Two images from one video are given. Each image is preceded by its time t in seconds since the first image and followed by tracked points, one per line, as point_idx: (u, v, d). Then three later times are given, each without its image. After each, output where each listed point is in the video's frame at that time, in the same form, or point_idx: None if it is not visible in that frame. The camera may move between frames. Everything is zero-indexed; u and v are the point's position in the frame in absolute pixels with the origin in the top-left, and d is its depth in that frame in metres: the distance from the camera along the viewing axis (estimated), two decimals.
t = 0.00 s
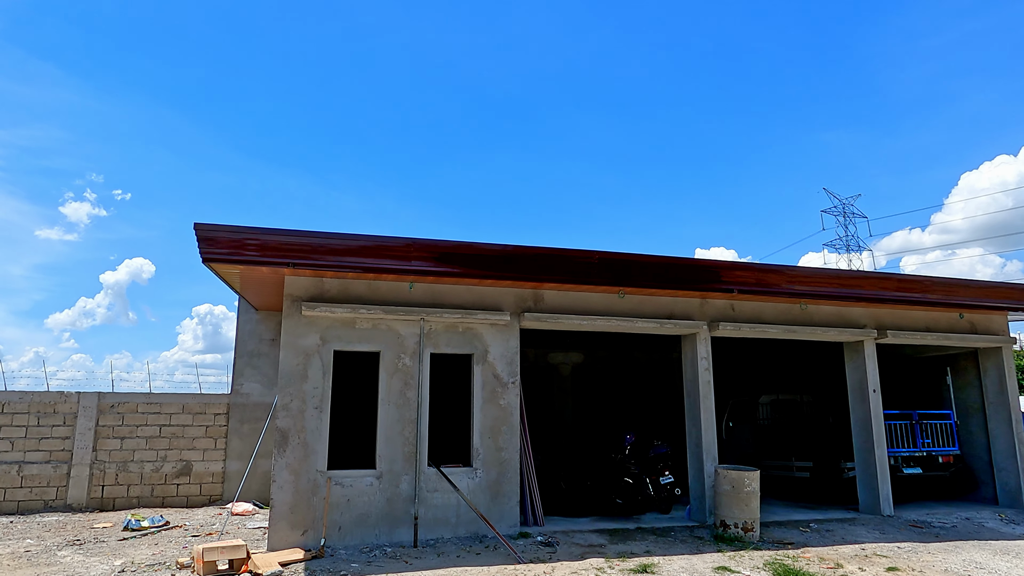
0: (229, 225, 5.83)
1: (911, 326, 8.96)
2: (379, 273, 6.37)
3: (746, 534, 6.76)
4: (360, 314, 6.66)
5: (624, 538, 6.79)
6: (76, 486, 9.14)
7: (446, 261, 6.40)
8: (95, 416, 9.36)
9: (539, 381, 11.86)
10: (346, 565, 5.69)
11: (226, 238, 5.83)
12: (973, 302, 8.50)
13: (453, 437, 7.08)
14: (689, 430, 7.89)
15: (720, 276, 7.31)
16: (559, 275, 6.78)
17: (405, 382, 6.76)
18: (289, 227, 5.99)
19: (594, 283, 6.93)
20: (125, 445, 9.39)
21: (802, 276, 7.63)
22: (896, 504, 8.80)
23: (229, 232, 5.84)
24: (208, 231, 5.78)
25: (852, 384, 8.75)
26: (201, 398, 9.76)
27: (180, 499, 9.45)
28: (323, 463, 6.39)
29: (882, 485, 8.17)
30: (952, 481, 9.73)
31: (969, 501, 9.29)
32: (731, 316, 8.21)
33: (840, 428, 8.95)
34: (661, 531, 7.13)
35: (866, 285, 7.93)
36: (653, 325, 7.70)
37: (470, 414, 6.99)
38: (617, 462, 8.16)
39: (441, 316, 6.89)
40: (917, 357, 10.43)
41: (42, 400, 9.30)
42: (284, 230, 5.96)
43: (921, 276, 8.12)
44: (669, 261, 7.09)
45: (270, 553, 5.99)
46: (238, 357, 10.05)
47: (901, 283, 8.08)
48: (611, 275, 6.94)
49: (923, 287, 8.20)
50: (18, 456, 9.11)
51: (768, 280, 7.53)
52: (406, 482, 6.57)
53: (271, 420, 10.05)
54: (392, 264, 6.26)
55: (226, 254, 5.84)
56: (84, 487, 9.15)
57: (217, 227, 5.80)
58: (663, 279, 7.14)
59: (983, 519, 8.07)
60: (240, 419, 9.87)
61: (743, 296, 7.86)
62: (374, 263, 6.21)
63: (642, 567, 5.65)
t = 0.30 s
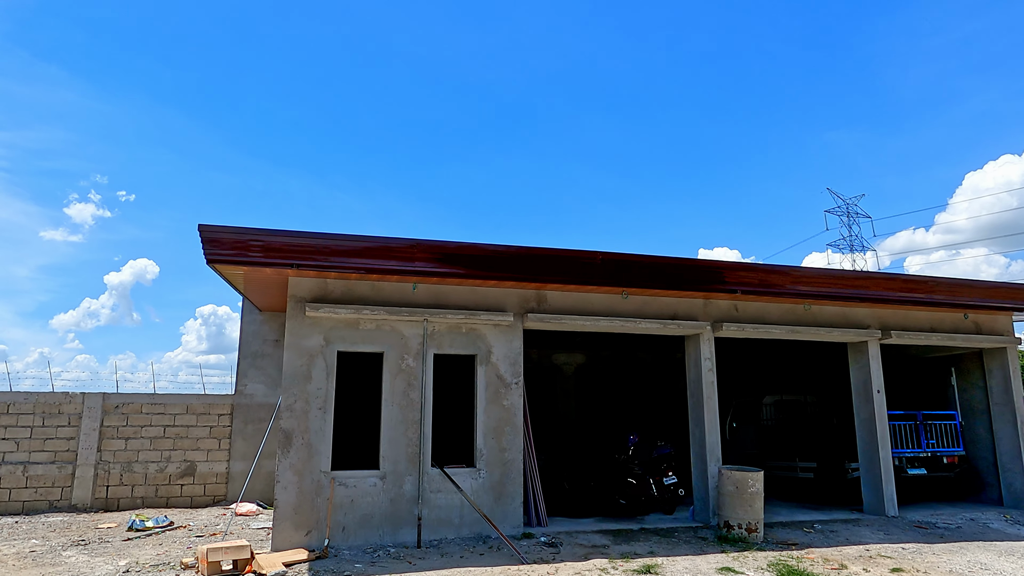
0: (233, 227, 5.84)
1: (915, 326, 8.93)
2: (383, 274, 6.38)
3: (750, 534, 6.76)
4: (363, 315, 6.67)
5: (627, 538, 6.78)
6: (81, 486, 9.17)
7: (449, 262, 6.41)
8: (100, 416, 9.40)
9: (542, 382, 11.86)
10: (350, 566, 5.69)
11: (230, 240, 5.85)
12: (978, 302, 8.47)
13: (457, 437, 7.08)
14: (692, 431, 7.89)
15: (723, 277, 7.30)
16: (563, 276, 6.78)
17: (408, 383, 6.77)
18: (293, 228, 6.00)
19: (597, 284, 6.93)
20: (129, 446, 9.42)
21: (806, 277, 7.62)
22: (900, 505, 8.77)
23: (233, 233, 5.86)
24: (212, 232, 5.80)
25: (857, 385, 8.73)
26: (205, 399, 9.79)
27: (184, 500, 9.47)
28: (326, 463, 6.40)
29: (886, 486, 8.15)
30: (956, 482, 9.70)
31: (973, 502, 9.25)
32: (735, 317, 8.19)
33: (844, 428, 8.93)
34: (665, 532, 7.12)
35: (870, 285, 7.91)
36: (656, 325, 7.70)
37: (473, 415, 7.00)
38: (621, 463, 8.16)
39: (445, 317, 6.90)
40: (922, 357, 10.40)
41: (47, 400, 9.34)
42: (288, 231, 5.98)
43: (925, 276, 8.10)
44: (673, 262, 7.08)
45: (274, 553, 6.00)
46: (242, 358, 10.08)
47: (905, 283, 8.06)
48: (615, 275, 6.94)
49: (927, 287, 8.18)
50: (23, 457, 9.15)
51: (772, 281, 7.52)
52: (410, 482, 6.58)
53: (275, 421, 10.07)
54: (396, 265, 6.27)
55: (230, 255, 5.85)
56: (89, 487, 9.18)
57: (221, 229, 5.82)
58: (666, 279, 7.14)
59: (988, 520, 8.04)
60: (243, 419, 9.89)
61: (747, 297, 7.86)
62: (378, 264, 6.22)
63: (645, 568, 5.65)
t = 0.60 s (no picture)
0: (234, 224, 5.84)
1: (917, 324, 8.92)
2: (383, 271, 6.38)
3: (750, 532, 6.76)
4: (364, 313, 6.67)
5: (628, 536, 6.79)
6: (82, 483, 9.18)
7: (450, 260, 6.41)
8: (101, 414, 9.41)
9: (543, 379, 11.86)
10: (350, 563, 5.70)
11: (231, 237, 5.85)
12: (979, 300, 8.46)
13: (458, 435, 7.08)
14: (693, 428, 7.89)
15: (724, 275, 7.29)
16: (563, 274, 6.78)
17: (409, 380, 6.77)
18: (294, 226, 6.00)
19: (598, 282, 6.93)
20: (130, 443, 9.43)
21: (807, 274, 7.61)
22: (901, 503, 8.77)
23: (234, 230, 5.85)
24: (213, 230, 5.79)
25: (858, 383, 8.72)
26: (206, 396, 9.80)
27: (185, 497, 9.49)
28: (327, 461, 6.40)
29: (886, 483, 8.15)
30: (958, 479, 9.69)
31: (974, 500, 9.25)
32: (736, 314, 8.19)
33: (845, 426, 8.93)
34: (665, 530, 7.13)
35: (872, 283, 7.90)
36: (657, 323, 7.70)
37: (474, 413, 7.00)
38: (621, 460, 8.17)
39: (446, 314, 6.90)
40: (923, 355, 10.39)
41: (48, 398, 9.35)
42: (289, 229, 5.97)
43: (927, 274, 8.09)
44: (674, 259, 7.07)
45: (275, 550, 6.01)
46: (243, 356, 10.09)
47: (906, 281, 8.04)
48: (616, 273, 6.94)
49: (929, 285, 8.17)
50: (24, 454, 9.16)
51: (773, 278, 7.51)
52: (410, 480, 6.58)
53: (276, 418, 10.08)
54: (397, 262, 6.26)
55: (231, 253, 5.85)
56: (90, 485, 9.20)
57: (222, 226, 5.82)
58: (667, 277, 7.14)
59: (988, 517, 8.04)
60: (244, 417, 9.90)
61: (748, 295, 7.85)
62: (379, 262, 6.22)
63: (646, 565, 5.65)
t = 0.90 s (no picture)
0: (231, 220, 5.82)
1: (914, 320, 8.94)
2: (381, 267, 6.36)
3: (748, 527, 6.78)
4: (362, 308, 6.66)
5: (626, 531, 6.80)
6: (80, 479, 9.18)
7: (448, 255, 6.40)
8: (99, 410, 9.40)
9: (541, 375, 11.87)
10: (349, 558, 5.71)
11: (228, 233, 5.83)
12: (977, 296, 8.47)
13: (456, 431, 7.09)
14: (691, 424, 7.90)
15: (722, 271, 7.29)
16: (562, 270, 6.77)
17: (407, 376, 6.77)
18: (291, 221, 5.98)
19: (596, 277, 6.93)
20: (128, 439, 9.43)
21: (805, 270, 7.62)
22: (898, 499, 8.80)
23: (231, 226, 5.84)
24: (210, 225, 5.77)
25: (855, 379, 8.74)
26: (204, 392, 9.79)
27: (184, 493, 9.49)
28: (325, 457, 6.41)
29: (883, 479, 8.18)
30: (954, 475, 9.72)
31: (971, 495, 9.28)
32: (734, 311, 8.19)
33: (842, 422, 8.96)
34: (663, 525, 7.14)
35: (869, 279, 7.91)
36: (655, 319, 7.70)
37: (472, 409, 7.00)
38: (619, 456, 8.18)
39: (444, 310, 6.89)
40: (920, 351, 10.41)
41: (46, 394, 9.33)
42: (286, 224, 5.96)
43: (924, 270, 8.09)
44: (672, 255, 7.07)
45: (273, 546, 6.01)
46: (240, 352, 10.07)
47: (904, 277, 8.05)
48: (614, 269, 6.93)
49: (926, 281, 8.18)
50: (22, 450, 9.14)
51: (771, 274, 7.51)
52: (409, 475, 6.59)
53: (274, 414, 10.08)
54: (394, 258, 6.25)
55: (228, 248, 5.83)
56: (88, 480, 9.19)
57: (219, 222, 5.80)
58: (665, 273, 7.13)
59: (985, 513, 8.08)
60: (242, 413, 9.90)
61: (746, 291, 7.85)
62: (376, 257, 6.21)
63: (643, 560, 5.66)
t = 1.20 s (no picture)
0: (229, 213, 5.80)
1: (912, 314, 8.95)
2: (379, 261, 6.35)
3: (745, 520, 6.80)
4: (360, 302, 6.65)
5: (624, 524, 6.82)
6: (79, 473, 9.18)
7: (446, 249, 6.38)
8: (97, 403, 9.40)
9: (539, 369, 11.88)
10: (348, 551, 5.72)
11: (226, 226, 5.81)
12: (974, 290, 8.48)
13: (454, 424, 7.09)
14: (690, 418, 7.92)
15: (721, 264, 7.29)
16: (560, 263, 6.76)
17: (405, 370, 6.77)
18: (288, 215, 5.96)
19: (594, 271, 6.92)
20: (127, 432, 9.43)
21: (803, 264, 7.61)
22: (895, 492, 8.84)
23: (228, 219, 5.81)
24: (207, 218, 5.75)
25: (853, 373, 8.75)
26: (202, 386, 9.79)
27: (183, 486, 9.50)
28: (324, 450, 6.41)
29: (880, 473, 8.22)
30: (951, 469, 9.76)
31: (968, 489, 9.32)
32: (732, 304, 8.19)
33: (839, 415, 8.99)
34: (661, 518, 7.16)
35: (867, 273, 7.91)
36: (653, 313, 7.70)
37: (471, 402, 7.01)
38: (617, 450, 8.20)
39: (442, 304, 6.89)
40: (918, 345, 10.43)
41: (44, 387, 9.32)
42: (283, 217, 5.94)
43: (922, 264, 8.10)
44: (670, 249, 7.06)
45: (272, 539, 6.02)
46: (239, 346, 10.07)
47: (902, 271, 8.05)
48: (612, 263, 6.92)
49: (924, 275, 8.18)
50: (20, 443, 9.14)
51: (770, 268, 7.51)
52: (407, 469, 6.60)
53: (273, 407, 10.09)
54: (392, 252, 6.23)
55: (226, 242, 5.81)
56: (87, 474, 9.20)
57: (217, 215, 5.78)
58: (663, 267, 7.13)
59: (981, 506, 8.11)
60: (241, 406, 9.90)
61: (744, 285, 7.85)
62: (374, 251, 6.19)
63: (642, 553, 5.68)
